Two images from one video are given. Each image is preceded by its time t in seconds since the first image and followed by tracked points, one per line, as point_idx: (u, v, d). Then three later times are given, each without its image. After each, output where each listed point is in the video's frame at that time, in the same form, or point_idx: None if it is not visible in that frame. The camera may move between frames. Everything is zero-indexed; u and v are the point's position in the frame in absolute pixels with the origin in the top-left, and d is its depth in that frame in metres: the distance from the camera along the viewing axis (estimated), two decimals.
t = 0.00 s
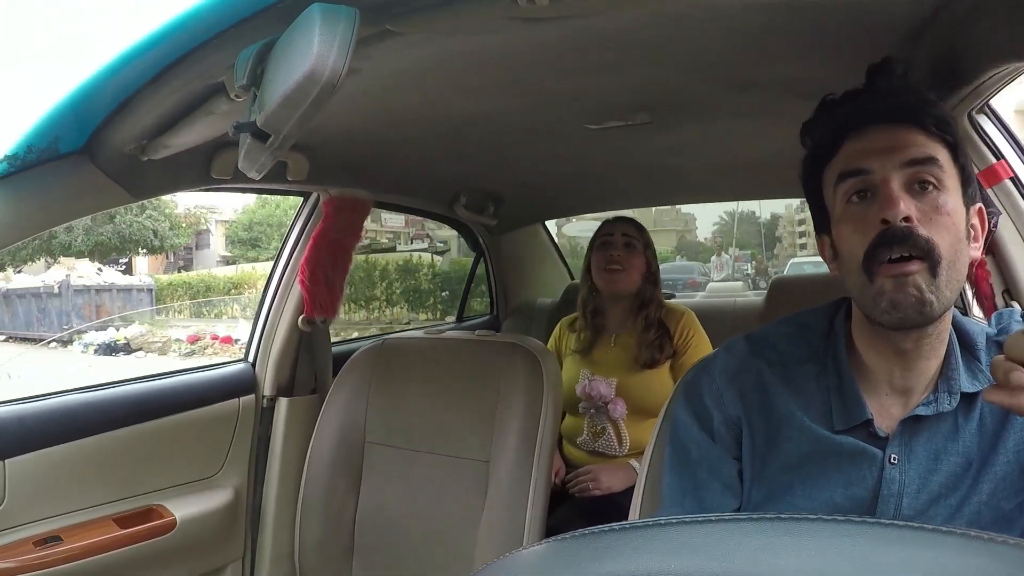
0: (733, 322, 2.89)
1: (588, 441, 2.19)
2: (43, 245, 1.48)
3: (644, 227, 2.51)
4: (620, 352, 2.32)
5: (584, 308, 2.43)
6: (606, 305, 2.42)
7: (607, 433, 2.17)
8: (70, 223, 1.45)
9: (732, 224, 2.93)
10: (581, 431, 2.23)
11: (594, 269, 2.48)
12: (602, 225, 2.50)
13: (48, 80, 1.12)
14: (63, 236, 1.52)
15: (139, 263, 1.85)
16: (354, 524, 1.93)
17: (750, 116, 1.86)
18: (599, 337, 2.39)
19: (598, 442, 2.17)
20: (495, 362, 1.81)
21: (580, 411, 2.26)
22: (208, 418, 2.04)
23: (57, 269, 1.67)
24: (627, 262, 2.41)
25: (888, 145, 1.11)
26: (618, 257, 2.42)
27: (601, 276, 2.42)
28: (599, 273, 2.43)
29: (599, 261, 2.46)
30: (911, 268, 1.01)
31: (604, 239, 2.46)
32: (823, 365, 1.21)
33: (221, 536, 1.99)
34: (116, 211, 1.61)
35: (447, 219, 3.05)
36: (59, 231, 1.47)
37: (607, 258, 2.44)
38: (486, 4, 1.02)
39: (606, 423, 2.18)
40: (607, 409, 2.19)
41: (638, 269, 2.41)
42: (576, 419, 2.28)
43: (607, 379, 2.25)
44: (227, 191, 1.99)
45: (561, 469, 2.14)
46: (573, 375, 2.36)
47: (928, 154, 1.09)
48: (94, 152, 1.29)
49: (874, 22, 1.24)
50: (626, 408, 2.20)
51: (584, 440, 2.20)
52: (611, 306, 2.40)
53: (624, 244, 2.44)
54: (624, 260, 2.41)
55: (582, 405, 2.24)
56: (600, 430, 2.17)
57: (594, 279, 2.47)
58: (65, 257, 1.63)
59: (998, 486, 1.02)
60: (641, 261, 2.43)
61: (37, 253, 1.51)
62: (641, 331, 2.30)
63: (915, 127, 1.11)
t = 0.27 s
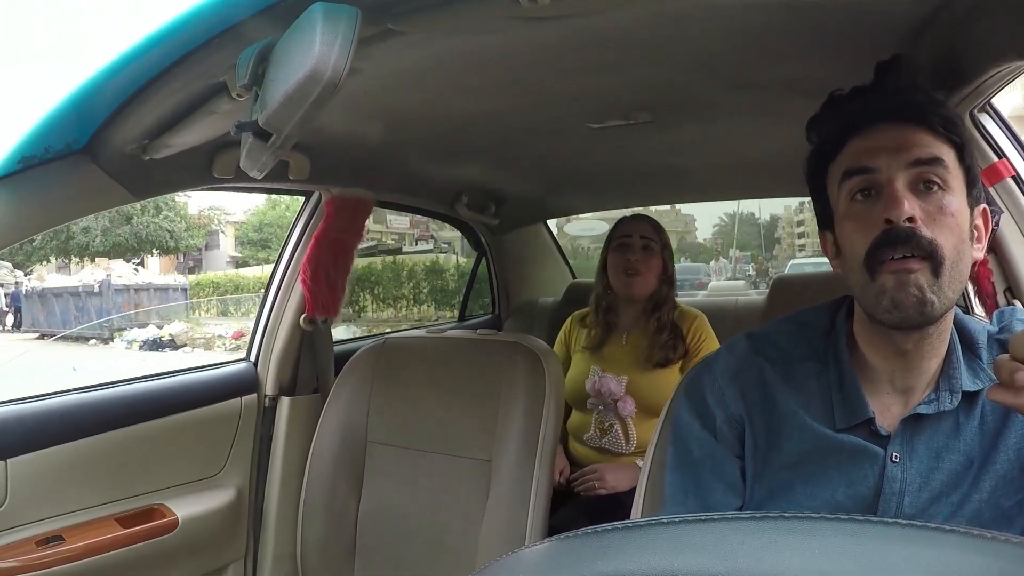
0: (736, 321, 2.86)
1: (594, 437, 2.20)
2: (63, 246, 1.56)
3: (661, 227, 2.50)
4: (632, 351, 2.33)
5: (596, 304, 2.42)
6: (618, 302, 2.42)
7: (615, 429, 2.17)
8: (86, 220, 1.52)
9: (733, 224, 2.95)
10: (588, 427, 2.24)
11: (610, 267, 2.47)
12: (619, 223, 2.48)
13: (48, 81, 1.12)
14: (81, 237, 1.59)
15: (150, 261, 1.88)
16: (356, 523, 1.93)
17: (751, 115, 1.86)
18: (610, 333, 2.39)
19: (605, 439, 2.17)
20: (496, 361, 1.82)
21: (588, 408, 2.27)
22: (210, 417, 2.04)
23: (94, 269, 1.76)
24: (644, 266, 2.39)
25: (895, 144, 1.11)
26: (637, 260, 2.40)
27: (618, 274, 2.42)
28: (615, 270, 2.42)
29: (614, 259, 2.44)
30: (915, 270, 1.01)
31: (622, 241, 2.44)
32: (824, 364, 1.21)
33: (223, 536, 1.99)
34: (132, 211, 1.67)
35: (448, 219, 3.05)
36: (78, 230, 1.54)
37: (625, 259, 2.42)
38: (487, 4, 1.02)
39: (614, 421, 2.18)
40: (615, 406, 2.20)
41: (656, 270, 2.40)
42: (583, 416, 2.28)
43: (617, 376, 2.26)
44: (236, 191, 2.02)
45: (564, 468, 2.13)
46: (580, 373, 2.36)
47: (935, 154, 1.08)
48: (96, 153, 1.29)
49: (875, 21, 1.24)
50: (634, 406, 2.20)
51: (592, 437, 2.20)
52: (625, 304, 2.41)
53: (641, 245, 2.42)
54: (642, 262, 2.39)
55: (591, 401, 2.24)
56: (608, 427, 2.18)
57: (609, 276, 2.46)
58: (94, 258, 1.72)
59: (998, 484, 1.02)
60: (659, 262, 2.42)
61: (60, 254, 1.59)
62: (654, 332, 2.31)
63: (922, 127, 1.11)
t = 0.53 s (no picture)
0: (737, 322, 2.87)
1: (596, 441, 2.20)
2: (79, 247, 1.61)
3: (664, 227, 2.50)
4: (634, 350, 2.32)
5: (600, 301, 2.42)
6: (620, 302, 2.42)
7: (616, 433, 2.17)
8: (99, 220, 1.56)
9: (732, 226, 2.92)
10: (590, 430, 2.23)
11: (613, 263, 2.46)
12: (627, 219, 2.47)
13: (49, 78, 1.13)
14: (96, 237, 1.64)
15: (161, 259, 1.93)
16: (356, 523, 1.93)
17: (753, 115, 1.86)
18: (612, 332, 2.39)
19: (607, 442, 2.17)
20: (497, 361, 1.81)
21: (588, 411, 2.26)
22: (210, 417, 2.04)
23: (123, 270, 1.87)
24: (647, 264, 2.39)
25: (883, 152, 1.10)
26: (638, 256, 2.40)
27: (620, 272, 2.41)
28: (617, 268, 2.42)
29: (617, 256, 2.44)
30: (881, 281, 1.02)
31: (627, 236, 2.44)
32: (825, 365, 1.21)
33: (224, 535, 1.99)
34: (144, 211, 1.71)
35: (450, 218, 3.06)
36: (92, 231, 1.59)
37: (627, 254, 2.42)
38: (488, 3, 1.02)
39: (615, 423, 2.18)
40: (616, 410, 2.20)
41: (658, 268, 2.40)
42: (583, 418, 2.28)
43: (617, 379, 2.25)
44: (236, 192, 2.03)
45: (565, 468, 2.13)
46: (580, 374, 2.36)
47: (923, 163, 1.07)
48: (98, 152, 1.29)
49: (876, 21, 1.24)
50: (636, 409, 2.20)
51: (593, 439, 2.21)
52: (626, 304, 2.41)
53: (646, 244, 2.42)
54: (644, 259, 2.40)
55: (592, 405, 2.24)
56: (609, 429, 2.18)
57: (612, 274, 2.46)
58: (117, 258, 1.80)
59: (1000, 486, 1.02)
60: (661, 261, 2.42)
61: (77, 254, 1.65)
62: (655, 332, 2.30)
63: (916, 134, 1.09)
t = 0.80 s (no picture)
0: (738, 324, 2.90)
1: (598, 440, 2.20)
2: (93, 248, 1.68)
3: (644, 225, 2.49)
4: (639, 348, 2.33)
5: (597, 310, 2.41)
6: (618, 306, 2.42)
7: (618, 433, 2.17)
8: (111, 221, 1.63)
9: (731, 226, 2.92)
10: (591, 430, 2.23)
11: (603, 271, 2.46)
12: (608, 224, 2.47)
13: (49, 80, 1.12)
14: (109, 239, 1.71)
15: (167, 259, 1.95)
16: (357, 524, 1.93)
17: (754, 116, 1.86)
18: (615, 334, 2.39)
19: (608, 441, 2.17)
20: (499, 363, 1.81)
21: (592, 411, 2.26)
22: (211, 419, 2.04)
23: (150, 270, 1.93)
24: (637, 263, 2.39)
25: (892, 163, 1.10)
26: (627, 261, 2.40)
27: (612, 278, 2.41)
28: (609, 276, 2.42)
29: (607, 265, 2.43)
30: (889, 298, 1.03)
31: (609, 244, 2.44)
32: (829, 369, 1.21)
33: (224, 537, 1.99)
34: (156, 211, 1.77)
35: (450, 220, 3.06)
36: (105, 232, 1.66)
37: (616, 262, 2.41)
38: (489, 3, 1.02)
39: (616, 424, 2.18)
40: (618, 408, 2.19)
41: (648, 267, 2.41)
42: (587, 419, 2.27)
43: (621, 379, 2.25)
44: (238, 193, 2.04)
45: (567, 469, 2.12)
46: (585, 374, 2.35)
47: (933, 177, 1.06)
48: (99, 153, 1.29)
49: (878, 22, 1.24)
50: (638, 407, 2.20)
51: (594, 440, 2.21)
52: (625, 308, 2.40)
53: (630, 245, 2.42)
54: (634, 262, 2.40)
55: (595, 404, 2.24)
56: (611, 430, 2.18)
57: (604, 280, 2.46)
58: (137, 259, 1.86)
59: (1003, 491, 1.02)
60: (648, 259, 2.42)
61: (92, 255, 1.71)
62: (657, 325, 2.32)
63: (926, 145, 1.09)
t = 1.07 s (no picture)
0: (738, 325, 2.86)
1: (594, 440, 2.20)
2: (109, 248, 1.76)
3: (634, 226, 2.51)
4: (631, 348, 2.32)
5: (587, 310, 2.44)
6: (611, 307, 2.43)
7: (615, 432, 2.17)
8: (126, 221, 1.70)
9: (729, 228, 2.92)
10: (588, 430, 2.24)
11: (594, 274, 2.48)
12: (594, 231, 2.50)
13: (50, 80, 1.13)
14: (125, 239, 1.79)
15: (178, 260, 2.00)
16: (356, 524, 1.93)
17: (754, 116, 1.86)
18: (609, 336, 2.40)
19: (605, 441, 2.18)
20: (498, 363, 1.81)
21: (587, 411, 2.27)
22: (210, 419, 2.04)
23: (179, 271, 2.02)
24: (626, 266, 2.40)
25: (891, 164, 1.10)
26: (617, 262, 2.42)
27: (602, 281, 2.42)
28: (600, 279, 2.43)
29: (596, 267, 2.46)
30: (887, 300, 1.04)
31: (602, 245, 2.46)
32: (828, 368, 1.21)
33: (223, 536, 1.99)
34: (171, 214, 1.84)
35: (450, 220, 3.06)
36: (121, 232, 1.75)
37: (606, 264, 2.43)
38: (489, 3, 1.02)
39: (614, 423, 2.18)
40: (613, 409, 2.20)
41: (638, 269, 2.41)
42: (583, 420, 2.27)
43: (615, 379, 2.26)
44: (244, 191, 2.06)
45: (565, 468, 2.13)
46: (580, 373, 2.36)
47: (931, 178, 1.06)
48: (98, 152, 1.29)
49: (879, 22, 1.24)
50: (633, 407, 2.20)
51: (592, 439, 2.21)
52: (617, 308, 2.41)
53: (619, 248, 2.44)
54: (623, 264, 2.41)
55: (591, 406, 2.24)
56: (608, 429, 2.18)
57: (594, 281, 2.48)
58: (157, 260, 1.94)
59: (1001, 490, 1.02)
60: (639, 262, 2.43)
61: (109, 255, 1.79)
62: (649, 326, 2.31)
63: (924, 147, 1.09)
